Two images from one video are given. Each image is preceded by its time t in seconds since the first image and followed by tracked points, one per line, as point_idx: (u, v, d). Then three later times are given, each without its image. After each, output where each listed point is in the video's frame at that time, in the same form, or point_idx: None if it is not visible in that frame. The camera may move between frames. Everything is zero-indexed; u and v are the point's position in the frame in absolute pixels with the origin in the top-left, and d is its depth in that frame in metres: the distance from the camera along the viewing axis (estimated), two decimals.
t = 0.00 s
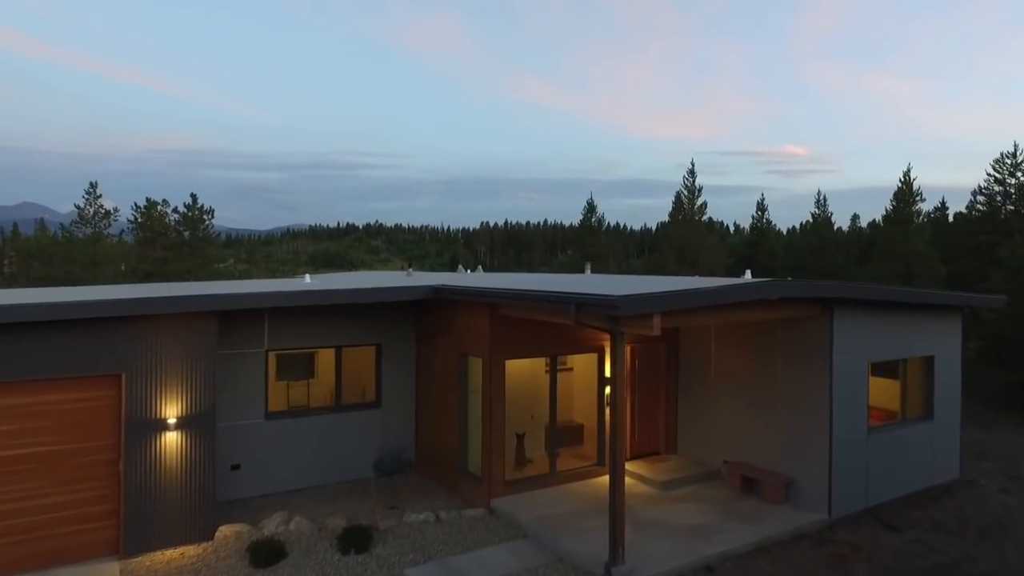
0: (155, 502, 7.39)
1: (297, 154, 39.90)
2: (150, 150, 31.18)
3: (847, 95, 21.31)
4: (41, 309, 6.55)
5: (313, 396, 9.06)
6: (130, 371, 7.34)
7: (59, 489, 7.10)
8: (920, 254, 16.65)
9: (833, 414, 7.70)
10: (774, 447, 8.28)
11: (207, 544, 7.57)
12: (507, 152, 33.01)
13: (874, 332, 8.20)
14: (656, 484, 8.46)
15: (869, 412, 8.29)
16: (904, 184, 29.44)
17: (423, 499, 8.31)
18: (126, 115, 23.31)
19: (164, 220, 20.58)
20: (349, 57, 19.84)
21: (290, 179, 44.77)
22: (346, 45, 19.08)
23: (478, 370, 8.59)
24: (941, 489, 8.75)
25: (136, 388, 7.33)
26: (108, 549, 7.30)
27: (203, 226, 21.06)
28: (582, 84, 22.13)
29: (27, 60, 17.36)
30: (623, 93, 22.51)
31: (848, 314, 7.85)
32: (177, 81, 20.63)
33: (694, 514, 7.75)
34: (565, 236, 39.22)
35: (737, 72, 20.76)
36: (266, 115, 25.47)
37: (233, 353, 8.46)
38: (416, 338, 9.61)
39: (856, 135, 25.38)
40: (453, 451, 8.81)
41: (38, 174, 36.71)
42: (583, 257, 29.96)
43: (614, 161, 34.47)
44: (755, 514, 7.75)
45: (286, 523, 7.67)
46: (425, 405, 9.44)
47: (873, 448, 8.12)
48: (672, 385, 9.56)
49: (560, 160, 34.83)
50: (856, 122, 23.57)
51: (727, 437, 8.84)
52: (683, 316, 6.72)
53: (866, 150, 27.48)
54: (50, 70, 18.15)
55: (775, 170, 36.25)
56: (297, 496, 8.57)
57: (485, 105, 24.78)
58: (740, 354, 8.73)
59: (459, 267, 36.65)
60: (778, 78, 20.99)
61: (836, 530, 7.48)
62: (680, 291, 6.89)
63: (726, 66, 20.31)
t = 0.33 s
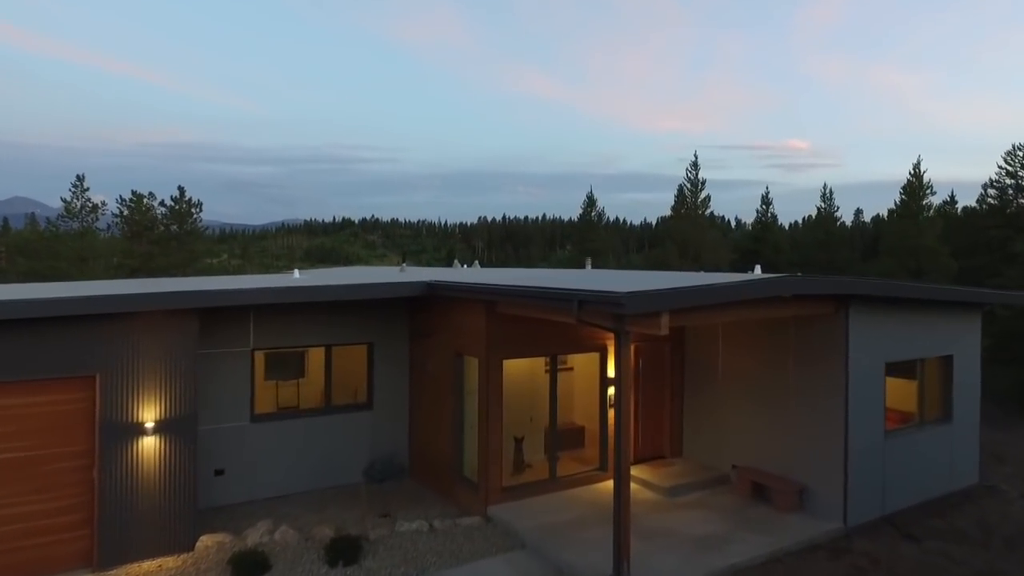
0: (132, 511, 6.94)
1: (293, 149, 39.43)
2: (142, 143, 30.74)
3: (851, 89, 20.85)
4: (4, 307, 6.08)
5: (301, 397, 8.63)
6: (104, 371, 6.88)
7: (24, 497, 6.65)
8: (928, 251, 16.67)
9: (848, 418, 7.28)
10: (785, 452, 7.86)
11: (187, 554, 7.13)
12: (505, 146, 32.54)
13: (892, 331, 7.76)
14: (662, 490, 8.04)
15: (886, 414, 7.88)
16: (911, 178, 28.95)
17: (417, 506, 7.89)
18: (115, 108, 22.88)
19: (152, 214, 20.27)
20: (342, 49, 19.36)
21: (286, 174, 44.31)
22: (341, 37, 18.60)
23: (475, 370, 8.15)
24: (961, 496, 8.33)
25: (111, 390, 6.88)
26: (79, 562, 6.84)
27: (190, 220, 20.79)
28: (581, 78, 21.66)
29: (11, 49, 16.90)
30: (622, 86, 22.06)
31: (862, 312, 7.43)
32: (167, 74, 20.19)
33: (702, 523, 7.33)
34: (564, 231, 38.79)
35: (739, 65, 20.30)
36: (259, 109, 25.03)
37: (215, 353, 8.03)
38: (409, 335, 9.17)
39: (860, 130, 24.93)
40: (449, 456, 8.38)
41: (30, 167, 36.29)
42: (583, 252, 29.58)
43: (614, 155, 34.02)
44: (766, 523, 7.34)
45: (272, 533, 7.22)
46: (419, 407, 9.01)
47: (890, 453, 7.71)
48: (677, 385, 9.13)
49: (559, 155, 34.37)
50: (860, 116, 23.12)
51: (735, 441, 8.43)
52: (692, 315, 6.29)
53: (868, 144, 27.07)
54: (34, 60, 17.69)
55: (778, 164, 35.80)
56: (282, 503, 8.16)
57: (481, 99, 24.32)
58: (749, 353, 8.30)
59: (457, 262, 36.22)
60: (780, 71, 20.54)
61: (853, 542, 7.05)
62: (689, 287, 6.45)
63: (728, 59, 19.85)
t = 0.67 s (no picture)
0: (100, 525, 6.41)
1: (288, 142, 38.86)
2: (134, 137, 30.23)
3: (856, 82, 20.31)
4: None
5: (286, 402, 8.13)
6: (70, 376, 6.34)
7: None
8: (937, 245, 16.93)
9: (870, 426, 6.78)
10: (801, 462, 7.37)
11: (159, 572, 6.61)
12: (503, 140, 32.00)
13: (915, 332, 7.25)
14: (669, 502, 7.55)
15: (909, 421, 7.38)
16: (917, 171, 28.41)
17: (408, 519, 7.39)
18: (103, 102, 22.36)
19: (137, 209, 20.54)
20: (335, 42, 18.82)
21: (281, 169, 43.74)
22: (334, 30, 18.08)
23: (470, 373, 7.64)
24: (987, 507, 7.82)
25: (77, 397, 6.35)
26: None
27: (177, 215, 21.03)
28: (580, 71, 21.09)
29: None
30: (621, 80, 21.54)
31: (884, 312, 6.93)
32: (157, 68, 19.65)
33: (714, 538, 6.82)
34: (563, 226, 38.29)
35: (741, 57, 19.72)
36: (251, 103, 24.51)
37: (196, 354, 7.53)
38: (401, 335, 8.68)
39: (864, 124, 24.42)
40: (442, 465, 7.88)
41: (21, 162, 35.77)
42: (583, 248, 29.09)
43: (614, 149, 33.47)
44: (782, 537, 6.83)
45: (250, 550, 6.69)
46: (411, 412, 8.51)
47: (913, 463, 7.21)
48: (685, 388, 8.63)
49: (558, 148, 33.81)
50: (865, 110, 22.59)
51: (746, 449, 7.94)
52: (706, 314, 5.78)
53: (873, 138, 26.54)
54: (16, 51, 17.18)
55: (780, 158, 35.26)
56: (265, 514, 7.66)
57: (478, 92, 23.78)
58: (761, 356, 7.80)
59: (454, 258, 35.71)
60: (785, 63, 19.99)
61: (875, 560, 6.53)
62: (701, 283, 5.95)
63: (731, 51, 19.27)
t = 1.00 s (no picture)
0: (54, 550, 5.80)
1: (282, 136, 38.23)
2: (126, 130, 29.59)
3: (863, 75, 19.73)
4: None
5: (264, 408, 7.53)
6: (19, 385, 5.70)
7: None
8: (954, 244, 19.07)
9: (900, 438, 6.18)
10: (824, 475, 6.79)
11: None
12: (501, 133, 31.41)
13: (949, 334, 6.65)
14: (679, 518, 6.97)
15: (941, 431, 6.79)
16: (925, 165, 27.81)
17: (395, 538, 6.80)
18: (89, 94, 21.78)
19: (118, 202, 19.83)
20: (330, 36, 18.21)
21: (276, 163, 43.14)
22: (327, 23, 17.48)
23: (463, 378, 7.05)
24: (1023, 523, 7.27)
25: (26, 408, 5.71)
26: None
27: (160, 207, 20.18)
28: (579, 65, 20.50)
29: None
30: (620, 73, 20.97)
31: (916, 313, 6.32)
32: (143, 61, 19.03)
33: (731, 559, 6.24)
34: (561, 221, 37.73)
35: (743, 48, 19.16)
36: (244, 95, 23.91)
37: (169, 358, 6.95)
38: (390, 335, 8.07)
39: (866, 118, 23.88)
40: (434, 476, 7.30)
41: (9, 156, 35.12)
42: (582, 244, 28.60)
43: (614, 142, 32.89)
44: (804, 559, 6.26)
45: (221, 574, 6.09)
46: (400, 419, 7.92)
47: (945, 477, 6.63)
48: (695, 394, 8.04)
49: (557, 142, 33.21)
50: (867, 104, 22.06)
51: (763, 460, 7.36)
52: (726, 317, 5.18)
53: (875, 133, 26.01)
54: None
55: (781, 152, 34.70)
56: (241, 531, 7.09)
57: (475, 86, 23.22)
58: (779, 360, 7.22)
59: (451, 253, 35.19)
60: (788, 55, 19.42)
61: None
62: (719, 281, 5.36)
63: (731, 42, 18.73)
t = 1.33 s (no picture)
0: None
1: (276, 130, 37.53)
2: (117, 124, 28.87)
3: (869, 67, 19.13)
4: None
5: (238, 418, 6.85)
6: None
7: None
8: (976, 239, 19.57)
9: (947, 458, 5.50)
10: (856, 495, 6.11)
11: None
12: (498, 127, 30.73)
13: (997, 338, 5.96)
14: (695, 542, 6.30)
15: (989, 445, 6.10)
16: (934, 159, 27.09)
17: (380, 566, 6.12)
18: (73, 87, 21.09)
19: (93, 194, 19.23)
20: (318, 27, 17.47)
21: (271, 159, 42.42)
22: (314, 14, 16.74)
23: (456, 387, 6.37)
24: None
25: None
26: None
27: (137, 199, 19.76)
28: (579, 60, 19.85)
29: None
30: (620, 66, 20.24)
31: (962, 316, 5.63)
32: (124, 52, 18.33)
33: None
34: (561, 216, 37.01)
35: (744, 37, 18.61)
36: (238, 89, 23.26)
37: (134, 366, 6.30)
38: (376, 340, 7.39)
39: (869, 112, 23.25)
40: (424, 495, 6.62)
41: None
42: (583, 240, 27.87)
43: (614, 136, 32.22)
44: None
45: None
46: (387, 431, 7.24)
47: (992, 498, 5.95)
48: (710, 403, 7.36)
49: (556, 135, 32.52)
50: (872, 97, 21.38)
51: (786, 476, 6.70)
52: (755, 323, 4.50)
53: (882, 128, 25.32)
54: None
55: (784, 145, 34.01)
56: (211, 556, 6.41)
57: (472, 80, 22.62)
58: (805, 367, 6.54)
59: (448, 249, 34.57)
60: (791, 48, 18.86)
61: None
62: (746, 280, 4.68)
63: (734, 31, 17.99)
